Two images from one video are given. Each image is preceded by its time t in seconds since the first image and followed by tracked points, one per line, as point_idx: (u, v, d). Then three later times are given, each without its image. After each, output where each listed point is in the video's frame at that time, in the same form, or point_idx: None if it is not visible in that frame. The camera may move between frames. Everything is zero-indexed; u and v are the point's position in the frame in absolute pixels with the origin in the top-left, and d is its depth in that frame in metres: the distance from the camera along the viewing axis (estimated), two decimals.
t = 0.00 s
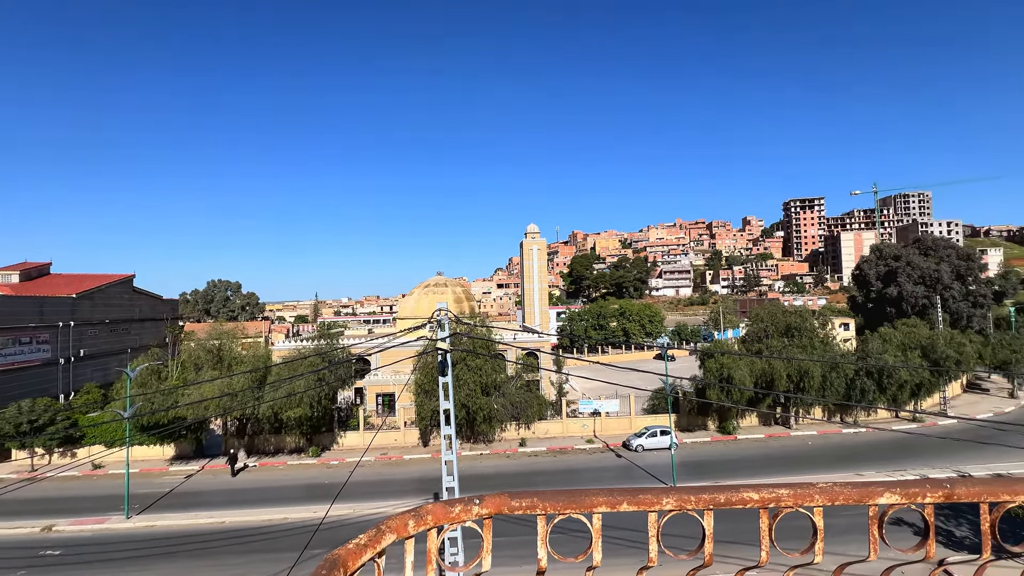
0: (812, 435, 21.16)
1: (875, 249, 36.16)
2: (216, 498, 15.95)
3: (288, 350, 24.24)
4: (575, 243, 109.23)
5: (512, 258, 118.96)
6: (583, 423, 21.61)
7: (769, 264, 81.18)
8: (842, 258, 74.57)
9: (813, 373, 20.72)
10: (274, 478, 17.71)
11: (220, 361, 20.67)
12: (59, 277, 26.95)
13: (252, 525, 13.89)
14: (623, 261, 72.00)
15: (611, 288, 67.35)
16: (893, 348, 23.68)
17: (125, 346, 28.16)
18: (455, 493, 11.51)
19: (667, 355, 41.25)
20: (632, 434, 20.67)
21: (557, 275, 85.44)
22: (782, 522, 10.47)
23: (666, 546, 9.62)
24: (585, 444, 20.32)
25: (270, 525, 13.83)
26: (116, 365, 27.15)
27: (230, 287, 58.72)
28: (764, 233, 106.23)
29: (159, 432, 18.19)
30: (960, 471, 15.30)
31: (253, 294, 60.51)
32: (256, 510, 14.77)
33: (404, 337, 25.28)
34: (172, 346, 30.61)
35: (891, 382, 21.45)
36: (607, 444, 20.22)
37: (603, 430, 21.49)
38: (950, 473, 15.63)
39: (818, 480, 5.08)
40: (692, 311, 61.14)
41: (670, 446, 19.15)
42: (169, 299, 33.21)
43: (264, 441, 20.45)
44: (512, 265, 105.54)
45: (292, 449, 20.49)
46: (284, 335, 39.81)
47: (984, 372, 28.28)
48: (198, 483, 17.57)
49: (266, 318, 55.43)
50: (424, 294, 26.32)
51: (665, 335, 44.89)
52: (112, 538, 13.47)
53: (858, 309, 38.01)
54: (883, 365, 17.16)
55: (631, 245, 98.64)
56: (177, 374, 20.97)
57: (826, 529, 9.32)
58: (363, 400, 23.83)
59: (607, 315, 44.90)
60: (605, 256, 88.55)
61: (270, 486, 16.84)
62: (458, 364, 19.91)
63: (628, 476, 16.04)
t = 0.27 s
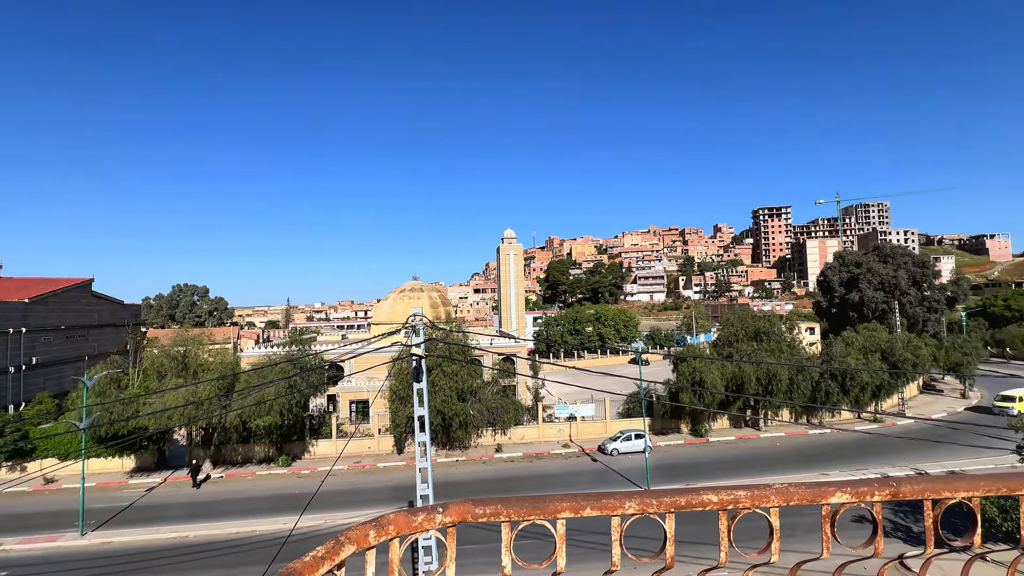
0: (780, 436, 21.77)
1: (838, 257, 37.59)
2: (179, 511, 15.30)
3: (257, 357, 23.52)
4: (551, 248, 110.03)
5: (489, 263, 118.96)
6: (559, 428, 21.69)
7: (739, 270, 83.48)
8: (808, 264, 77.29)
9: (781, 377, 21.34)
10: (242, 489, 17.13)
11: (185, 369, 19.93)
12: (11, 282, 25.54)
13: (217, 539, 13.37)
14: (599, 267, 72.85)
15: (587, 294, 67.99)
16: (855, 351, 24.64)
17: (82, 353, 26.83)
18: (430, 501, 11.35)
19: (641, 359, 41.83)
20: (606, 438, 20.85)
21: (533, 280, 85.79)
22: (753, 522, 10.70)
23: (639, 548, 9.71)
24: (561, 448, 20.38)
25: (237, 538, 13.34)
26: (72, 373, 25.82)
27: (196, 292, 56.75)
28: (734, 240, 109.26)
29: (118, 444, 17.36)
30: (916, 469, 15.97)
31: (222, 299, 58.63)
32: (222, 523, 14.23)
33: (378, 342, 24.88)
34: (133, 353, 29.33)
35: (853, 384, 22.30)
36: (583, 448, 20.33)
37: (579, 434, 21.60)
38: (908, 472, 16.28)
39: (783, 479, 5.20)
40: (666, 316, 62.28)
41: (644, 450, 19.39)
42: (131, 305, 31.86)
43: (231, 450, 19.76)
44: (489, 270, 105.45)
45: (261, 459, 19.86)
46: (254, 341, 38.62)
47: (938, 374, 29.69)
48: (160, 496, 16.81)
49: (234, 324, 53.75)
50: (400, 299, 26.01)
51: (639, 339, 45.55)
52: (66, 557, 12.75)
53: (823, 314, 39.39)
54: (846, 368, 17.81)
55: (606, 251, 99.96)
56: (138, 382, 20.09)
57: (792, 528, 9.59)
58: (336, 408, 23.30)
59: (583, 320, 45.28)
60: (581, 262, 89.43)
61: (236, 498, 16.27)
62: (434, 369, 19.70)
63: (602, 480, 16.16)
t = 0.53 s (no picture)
0: (744, 435, 22.46)
1: (798, 262, 39.21)
2: (131, 526, 14.52)
3: (219, 362, 22.63)
4: (523, 252, 110.50)
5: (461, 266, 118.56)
6: (531, 431, 21.72)
7: (705, 274, 85.91)
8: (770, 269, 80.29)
9: (745, 378, 22.04)
10: (200, 500, 16.40)
11: (140, 376, 19.00)
12: None
13: (173, 554, 12.74)
14: (570, 271, 73.64)
15: (559, 297, 68.60)
16: (813, 353, 25.71)
17: (25, 360, 25.19)
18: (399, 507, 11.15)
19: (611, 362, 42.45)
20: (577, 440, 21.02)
21: (505, 284, 85.94)
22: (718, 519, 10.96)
23: (609, 549, 9.81)
24: (532, 451, 20.42)
25: (194, 552, 12.75)
26: (14, 381, 24.18)
27: (154, 295, 54.26)
28: (701, 245, 112.44)
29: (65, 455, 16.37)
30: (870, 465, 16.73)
31: (181, 302, 56.23)
32: (178, 537, 13.58)
33: (346, 346, 24.33)
34: (82, 359, 27.72)
35: (812, 384, 23.24)
36: (554, 451, 20.43)
37: (550, 437, 21.69)
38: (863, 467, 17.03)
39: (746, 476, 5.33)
40: (635, 319, 63.44)
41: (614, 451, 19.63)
42: (80, 308, 30.14)
43: (189, 460, 18.92)
44: (461, 273, 105.00)
45: (221, 469, 19.09)
46: (215, 346, 37.19)
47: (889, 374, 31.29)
48: (110, 510, 15.90)
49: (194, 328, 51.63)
50: (369, 302, 25.55)
51: (610, 342, 46.22)
52: None
53: (784, 317, 40.93)
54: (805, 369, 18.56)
55: (577, 255, 101.10)
56: (88, 390, 19.00)
57: (754, 525, 9.89)
58: (302, 414, 22.63)
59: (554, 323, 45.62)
60: (552, 265, 90.17)
61: (194, 510, 15.56)
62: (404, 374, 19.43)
63: (573, 483, 16.27)
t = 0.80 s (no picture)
0: (704, 433, 23.19)
1: (754, 265, 40.91)
2: (69, 543, 13.55)
3: (169, 367, 21.48)
4: (491, 253, 110.49)
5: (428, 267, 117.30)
6: (497, 433, 21.67)
7: (668, 277, 88.30)
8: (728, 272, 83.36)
9: (704, 377, 22.77)
10: (148, 512, 15.49)
11: (81, 382, 17.78)
12: None
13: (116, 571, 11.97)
14: (537, 272, 74.16)
15: (526, 299, 68.92)
16: (768, 352, 26.85)
17: None
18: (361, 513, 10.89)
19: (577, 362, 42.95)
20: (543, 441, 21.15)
21: (473, 285, 85.64)
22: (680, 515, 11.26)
23: (564, 548, 9.96)
24: (498, 453, 20.39)
25: (140, 568, 12.02)
26: None
27: (97, 295, 51.00)
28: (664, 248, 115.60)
29: None
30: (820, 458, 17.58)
31: (127, 303, 53.07)
32: (122, 552, 12.77)
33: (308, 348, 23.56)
34: (15, 364, 25.72)
35: (767, 383, 24.26)
36: (521, 452, 20.47)
37: (516, 438, 21.71)
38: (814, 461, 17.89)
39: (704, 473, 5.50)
40: (600, 321, 64.50)
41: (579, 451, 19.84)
42: (12, 309, 27.96)
43: (136, 471, 17.84)
44: (427, 274, 103.89)
45: (171, 479, 18.11)
46: (165, 349, 35.31)
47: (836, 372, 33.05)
48: (46, 526, 14.76)
49: (142, 330, 48.85)
50: (332, 303, 24.88)
51: (575, 343, 46.79)
52: None
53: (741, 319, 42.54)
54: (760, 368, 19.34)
55: (544, 257, 101.88)
56: (21, 398, 17.62)
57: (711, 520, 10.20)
58: (259, 420, 21.75)
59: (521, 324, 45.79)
60: (520, 267, 90.53)
61: (140, 523, 14.67)
62: (368, 377, 19.04)
63: (539, 483, 16.35)
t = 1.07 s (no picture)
0: (663, 429, 23.87)
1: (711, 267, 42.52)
2: None
3: (110, 371, 20.14)
4: (456, 253, 109.83)
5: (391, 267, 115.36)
6: (461, 434, 21.49)
7: (630, 278, 90.38)
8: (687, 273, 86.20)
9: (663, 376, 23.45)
10: (84, 527, 14.45)
11: (7, 390, 16.34)
12: None
13: None
14: (502, 273, 74.29)
15: (491, 299, 68.89)
16: (723, 351, 27.94)
17: None
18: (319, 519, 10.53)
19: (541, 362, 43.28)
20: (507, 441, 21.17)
21: (437, 285, 84.85)
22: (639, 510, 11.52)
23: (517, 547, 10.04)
24: (462, 455, 20.26)
25: None
26: None
27: (28, 294, 47.28)
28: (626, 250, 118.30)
29: None
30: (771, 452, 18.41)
31: (63, 303, 49.47)
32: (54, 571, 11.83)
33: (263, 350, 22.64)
34: None
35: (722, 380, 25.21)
36: (485, 453, 20.43)
37: (481, 439, 21.62)
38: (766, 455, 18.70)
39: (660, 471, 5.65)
40: (564, 321, 65.28)
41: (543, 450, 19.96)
42: None
43: (72, 483, 16.58)
44: (391, 274, 102.17)
45: (112, 490, 16.97)
46: (106, 352, 33.12)
47: (786, 369, 34.76)
48: None
49: (80, 332, 45.67)
50: (290, 304, 24.02)
51: (540, 343, 47.15)
52: None
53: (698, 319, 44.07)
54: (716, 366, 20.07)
55: (509, 257, 102.18)
56: None
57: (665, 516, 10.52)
58: (211, 426, 20.70)
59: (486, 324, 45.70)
60: (485, 267, 90.42)
61: (75, 539, 13.67)
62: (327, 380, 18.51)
63: (503, 484, 16.36)
